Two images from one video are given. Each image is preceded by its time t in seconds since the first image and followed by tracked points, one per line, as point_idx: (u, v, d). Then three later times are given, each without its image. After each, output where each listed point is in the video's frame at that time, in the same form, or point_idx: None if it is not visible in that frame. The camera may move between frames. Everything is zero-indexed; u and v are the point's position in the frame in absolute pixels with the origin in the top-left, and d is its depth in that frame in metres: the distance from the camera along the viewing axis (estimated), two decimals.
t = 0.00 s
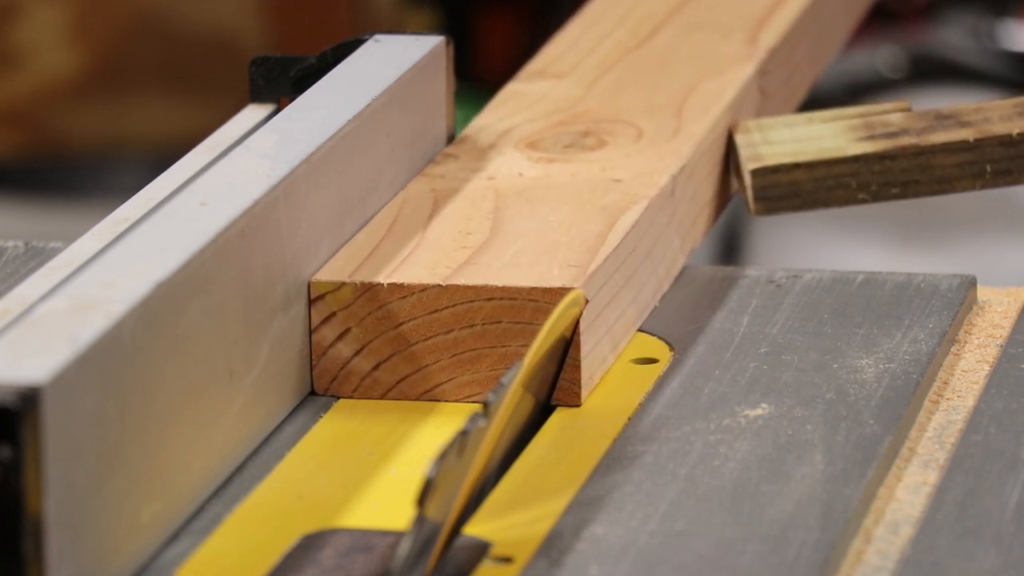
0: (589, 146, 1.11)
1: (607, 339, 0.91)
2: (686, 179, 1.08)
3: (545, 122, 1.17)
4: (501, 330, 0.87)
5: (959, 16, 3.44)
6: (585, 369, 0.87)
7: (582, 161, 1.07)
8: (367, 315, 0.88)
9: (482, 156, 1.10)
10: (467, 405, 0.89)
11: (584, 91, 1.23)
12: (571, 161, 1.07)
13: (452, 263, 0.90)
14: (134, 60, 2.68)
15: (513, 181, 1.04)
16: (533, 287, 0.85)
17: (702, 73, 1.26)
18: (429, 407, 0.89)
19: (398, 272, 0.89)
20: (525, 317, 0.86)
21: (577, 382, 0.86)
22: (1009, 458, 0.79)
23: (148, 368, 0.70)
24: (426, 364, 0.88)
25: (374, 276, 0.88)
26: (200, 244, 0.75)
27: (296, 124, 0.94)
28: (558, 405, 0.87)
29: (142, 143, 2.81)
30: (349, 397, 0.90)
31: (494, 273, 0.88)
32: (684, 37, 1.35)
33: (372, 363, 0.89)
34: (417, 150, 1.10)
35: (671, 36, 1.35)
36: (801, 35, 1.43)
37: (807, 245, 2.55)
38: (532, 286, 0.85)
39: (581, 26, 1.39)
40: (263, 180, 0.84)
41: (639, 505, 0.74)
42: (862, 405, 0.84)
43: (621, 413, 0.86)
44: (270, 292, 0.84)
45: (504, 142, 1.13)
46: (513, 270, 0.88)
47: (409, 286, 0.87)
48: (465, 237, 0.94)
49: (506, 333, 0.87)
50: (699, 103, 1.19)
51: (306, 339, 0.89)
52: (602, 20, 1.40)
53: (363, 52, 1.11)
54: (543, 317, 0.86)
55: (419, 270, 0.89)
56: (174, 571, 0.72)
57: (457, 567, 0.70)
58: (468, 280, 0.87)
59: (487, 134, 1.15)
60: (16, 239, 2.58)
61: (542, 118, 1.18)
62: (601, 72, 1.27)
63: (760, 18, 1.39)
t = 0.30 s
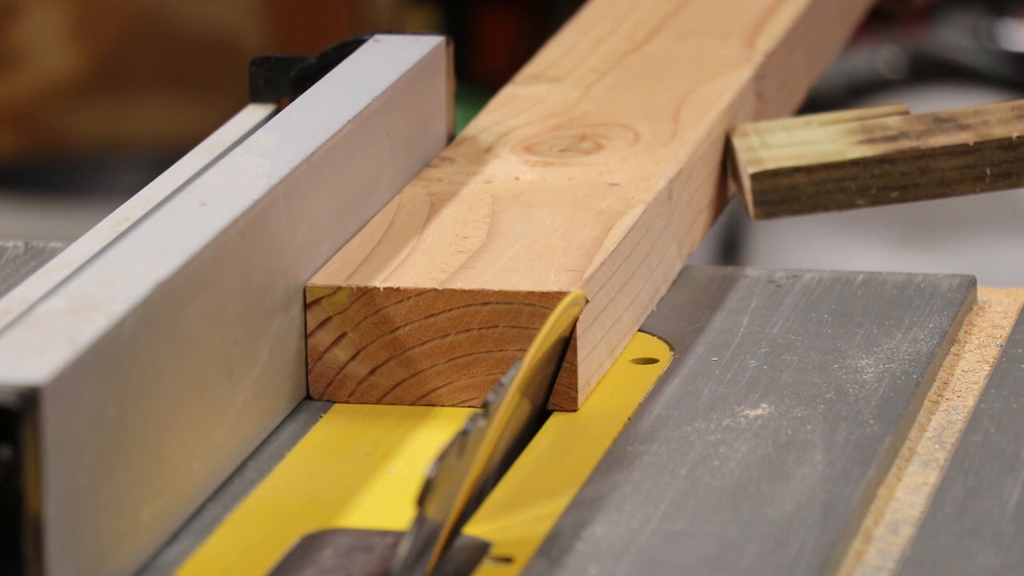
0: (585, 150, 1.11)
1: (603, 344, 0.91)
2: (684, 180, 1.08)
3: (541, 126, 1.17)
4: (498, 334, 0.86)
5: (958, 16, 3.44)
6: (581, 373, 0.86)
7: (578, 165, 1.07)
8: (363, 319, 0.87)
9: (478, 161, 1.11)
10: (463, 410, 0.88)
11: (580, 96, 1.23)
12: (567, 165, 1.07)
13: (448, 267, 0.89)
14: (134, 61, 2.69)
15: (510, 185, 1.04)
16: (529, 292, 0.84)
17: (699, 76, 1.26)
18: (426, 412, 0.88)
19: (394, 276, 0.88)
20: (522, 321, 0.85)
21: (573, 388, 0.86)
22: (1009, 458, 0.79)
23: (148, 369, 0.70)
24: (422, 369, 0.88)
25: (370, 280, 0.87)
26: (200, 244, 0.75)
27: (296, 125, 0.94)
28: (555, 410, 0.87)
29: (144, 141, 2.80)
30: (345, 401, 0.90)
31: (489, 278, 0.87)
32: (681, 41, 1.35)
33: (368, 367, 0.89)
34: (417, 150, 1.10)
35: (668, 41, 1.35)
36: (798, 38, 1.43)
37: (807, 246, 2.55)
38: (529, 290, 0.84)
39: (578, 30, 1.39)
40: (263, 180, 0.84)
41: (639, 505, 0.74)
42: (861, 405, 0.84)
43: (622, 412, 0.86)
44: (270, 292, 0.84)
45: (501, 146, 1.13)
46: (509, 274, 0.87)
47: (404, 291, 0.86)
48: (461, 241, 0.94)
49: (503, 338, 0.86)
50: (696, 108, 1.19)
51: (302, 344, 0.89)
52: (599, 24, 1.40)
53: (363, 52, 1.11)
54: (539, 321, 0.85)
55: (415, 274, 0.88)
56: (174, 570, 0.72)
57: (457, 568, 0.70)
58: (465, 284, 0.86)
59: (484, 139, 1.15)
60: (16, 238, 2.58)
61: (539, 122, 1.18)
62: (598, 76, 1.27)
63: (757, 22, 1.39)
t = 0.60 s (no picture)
0: (583, 152, 1.10)
1: (601, 348, 0.90)
2: (683, 181, 1.08)
3: (539, 129, 1.17)
4: (495, 338, 0.85)
5: (958, 16, 3.44)
6: (578, 377, 0.86)
7: (575, 167, 1.07)
8: (360, 322, 0.87)
9: (476, 163, 1.10)
10: (460, 414, 0.88)
11: (578, 98, 1.23)
12: (565, 168, 1.07)
13: (445, 270, 0.89)
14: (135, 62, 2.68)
15: (507, 188, 1.03)
16: (527, 295, 0.84)
17: (698, 78, 1.26)
18: (423, 415, 0.88)
19: (391, 280, 0.87)
20: (519, 325, 0.85)
21: (571, 391, 0.85)
22: (1009, 458, 0.79)
23: (148, 369, 0.70)
24: (419, 373, 0.87)
25: (367, 284, 0.87)
26: (200, 244, 0.75)
27: (296, 125, 0.94)
28: (552, 413, 0.86)
29: (144, 141, 2.80)
30: (342, 405, 0.90)
31: (487, 281, 0.86)
32: (680, 43, 1.35)
33: (365, 371, 0.88)
34: (417, 150, 1.10)
35: (665, 43, 1.35)
36: (797, 40, 1.43)
37: (807, 245, 2.55)
38: (526, 294, 0.84)
39: (576, 33, 1.39)
40: (263, 180, 0.84)
41: (639, 506, 0.74)
42: (862, 405, 0.84)
43: (622, 412, 0.86)
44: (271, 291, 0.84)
45: (499, 149, 1.13)
46: (506, 278, 0.87)
47: (400, 294, 0.85)
48: (459, 244, 0.93)
49: (500, 341, 0.85)
50: (695, 109, 1.19)
51: (299, 347, 0.89)
52: (598, 26, 1.40)
53: (363, 52, 1.11)
54: (537, 325, 0.85)
55: (412, 277, 0.88)
56: (174, 570, 0.72)
57: (457, 568, 0.70)
58: (462, 287, 0.85)
59: (481, 142, 1.15)
60: (16, 238, 2.58)
61: (536, 124, 1.18)
62: (596, 79, 1.27)
63: (755, 24, 1.39)
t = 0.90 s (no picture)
0: (578, 158, 1.09)
1: (597, 352, 0.90)
2: (682, 182, 1.08)
3: (535, 134, 1.16)
4: (491, 340, 0.85)
5: (957, 16, 3.44)
6: (575, 381, 0.85)
7: (570, 173, 1.06)
8: (355, 326, 0.86)
9: (470, 168, 1.09)
10: (456, 418, 0.87)
11: (574, 104, 1.23)
12: (560, 173, 1.06)
13: (441, 274, 0.88)
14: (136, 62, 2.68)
15: (502, 193, 1.02)
16: (523, 298, 0.83)
17: (697, 81, 1.26)
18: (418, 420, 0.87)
19: (387, 284, 0.87)
20: (515, 327, 0.84)
21: (567, 395, 0.85)
22: (1009, 458, 0.79)
23: (148, 368, 0.70)
24: (415, 376, 0.86)
25: (362, 287, 0.86)
26: (199, 244, 0.75)
27: (296, 125, 0.94)
28: (549, 417, 0.86)
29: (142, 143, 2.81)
30: (337, 409, 0.89)
31: (482, 285, 0.85)
32: (676, 50, 1.34)
33: (360, 375, 0.87)
34: (418, 149, 1.10)
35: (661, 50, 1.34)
36: (796, 42, 1.43)
37: (807, 246, 2.55)
38: (523, 296, 0.83)
39: (572, 39, 1.38)
40: (263, 180, 0.84)
41: (639, 505, 0.74)
42: (862, 405, 0.84)
43: (623, 412, 0.86)
44: (271, 292, 0.84)
45: (493, 154, 1.12)
46: (501, 281, 0.86)
47: (396, 297, 0.85)
48: (454, 248, 0.92)
49: (497, 344, 0.85)
50: (694, 112, 1.19)
51: (294, 351, 0.88)
52: (597, 29, 1.40)
53: (363, 52, 1.11)
54: (533, 328, 0.84)
55: (407, 280, 0.87)
56: (174, 570, 0.72)
57: (457, 568, 0.70)
58: (458, 291, 0.85)
59: (474, 148, 1.14)
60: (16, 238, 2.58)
61: (533, 129, 1.17)
62: (592, 85, 1.27)
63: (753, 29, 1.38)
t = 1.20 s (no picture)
0: (566, 171, 1.07)
1: (584, 370, 0.87)
2: (682, 183, 1.08)
3: (523, 146, 1.14)
4: (474, 361, 0.83)
5: (957, 16, 3.44)
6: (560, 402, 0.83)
7: (558, 187, 1.04)
8: (337, 346, 0.84)
9: (456, 182, 1.07)
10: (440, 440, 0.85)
11: (562, 115, 1.21)
12: (547, 186, 1.04)
13: (425, 292, 0.86)
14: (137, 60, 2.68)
15: (488, 207, 1.01)
16: (507, 318, 0.81)
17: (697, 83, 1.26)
18: (401, 441, 0.85)
19: (369, 302, 0.85)
20: (499, 348, 0.82)
21: (552, 416, 0.83)
22: (1009, 458, 0.79)
23: (148, 368, 0.70)
24: (398, 398, 0.84)
25: (344, 306, 0.84)
26: (199, 244, 0.75)
27: (296, 124, 0.94)
28: (534, 438, 0.83)
29: (140, 142, 2.79)
30: (320, 431, 0.86)
31: (466, 303, 0.84)
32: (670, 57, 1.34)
33: (342, 396, 0.85)
34: (418, 148, 1.10)
35: (653, 56, 1.34)
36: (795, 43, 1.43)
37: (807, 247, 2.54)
38: (507, 316, 0.81)
39: (572, 40, 1.38)
40: (263, 180, 0.84)
41: (639, 505, 0.74)
42: (861, 405, 0.84)
43: (623, 412, 0.86)
44: (270, 294, 0.84)
45: (479, 168, 1.10)
46: (485, 300, 0.84)
47: (379, 316, 0.83)
48: (439, 265, 0.90)
49: (479, 365, 0.83)
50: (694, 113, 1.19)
51: (275, 371, 0.85)
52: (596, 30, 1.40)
53: (363, 52, 1.11)
54: (517, 349, 0.82)
55: (390, 300, 0.85)
56: (174, 570, 0.72)
57: (457, 568, 0.70)
58: (441, 310, 0.83)
59: (461, 161, 1.12)
60: (16, 238, 2.55)
61: (520, 141, 1.16)
62: (580, 96, 1.25)
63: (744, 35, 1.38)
